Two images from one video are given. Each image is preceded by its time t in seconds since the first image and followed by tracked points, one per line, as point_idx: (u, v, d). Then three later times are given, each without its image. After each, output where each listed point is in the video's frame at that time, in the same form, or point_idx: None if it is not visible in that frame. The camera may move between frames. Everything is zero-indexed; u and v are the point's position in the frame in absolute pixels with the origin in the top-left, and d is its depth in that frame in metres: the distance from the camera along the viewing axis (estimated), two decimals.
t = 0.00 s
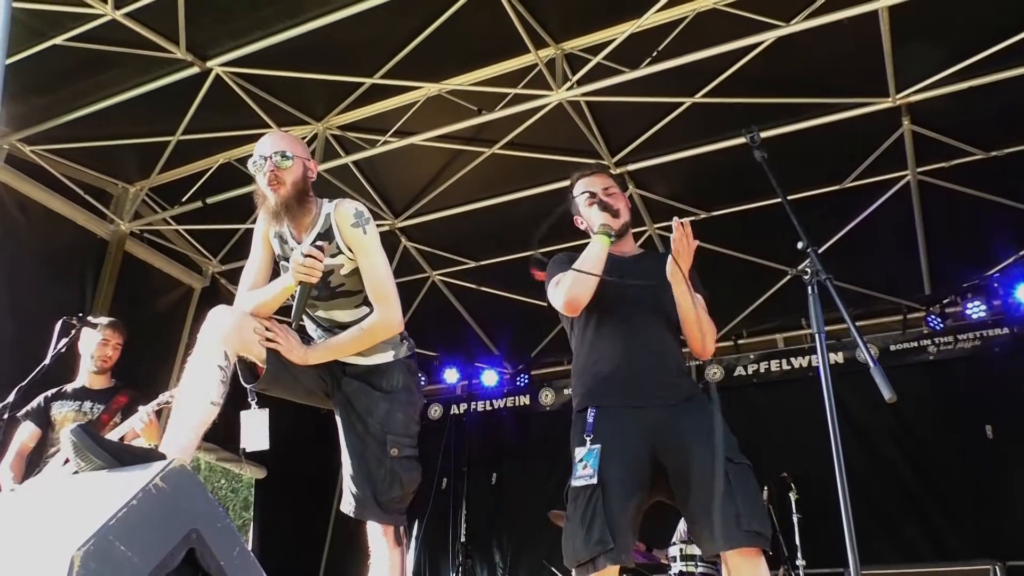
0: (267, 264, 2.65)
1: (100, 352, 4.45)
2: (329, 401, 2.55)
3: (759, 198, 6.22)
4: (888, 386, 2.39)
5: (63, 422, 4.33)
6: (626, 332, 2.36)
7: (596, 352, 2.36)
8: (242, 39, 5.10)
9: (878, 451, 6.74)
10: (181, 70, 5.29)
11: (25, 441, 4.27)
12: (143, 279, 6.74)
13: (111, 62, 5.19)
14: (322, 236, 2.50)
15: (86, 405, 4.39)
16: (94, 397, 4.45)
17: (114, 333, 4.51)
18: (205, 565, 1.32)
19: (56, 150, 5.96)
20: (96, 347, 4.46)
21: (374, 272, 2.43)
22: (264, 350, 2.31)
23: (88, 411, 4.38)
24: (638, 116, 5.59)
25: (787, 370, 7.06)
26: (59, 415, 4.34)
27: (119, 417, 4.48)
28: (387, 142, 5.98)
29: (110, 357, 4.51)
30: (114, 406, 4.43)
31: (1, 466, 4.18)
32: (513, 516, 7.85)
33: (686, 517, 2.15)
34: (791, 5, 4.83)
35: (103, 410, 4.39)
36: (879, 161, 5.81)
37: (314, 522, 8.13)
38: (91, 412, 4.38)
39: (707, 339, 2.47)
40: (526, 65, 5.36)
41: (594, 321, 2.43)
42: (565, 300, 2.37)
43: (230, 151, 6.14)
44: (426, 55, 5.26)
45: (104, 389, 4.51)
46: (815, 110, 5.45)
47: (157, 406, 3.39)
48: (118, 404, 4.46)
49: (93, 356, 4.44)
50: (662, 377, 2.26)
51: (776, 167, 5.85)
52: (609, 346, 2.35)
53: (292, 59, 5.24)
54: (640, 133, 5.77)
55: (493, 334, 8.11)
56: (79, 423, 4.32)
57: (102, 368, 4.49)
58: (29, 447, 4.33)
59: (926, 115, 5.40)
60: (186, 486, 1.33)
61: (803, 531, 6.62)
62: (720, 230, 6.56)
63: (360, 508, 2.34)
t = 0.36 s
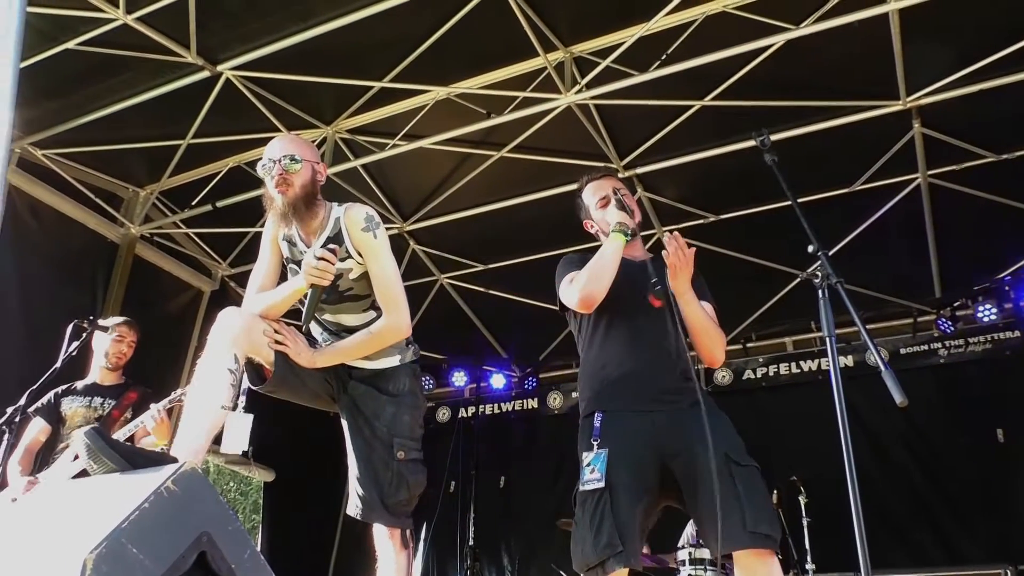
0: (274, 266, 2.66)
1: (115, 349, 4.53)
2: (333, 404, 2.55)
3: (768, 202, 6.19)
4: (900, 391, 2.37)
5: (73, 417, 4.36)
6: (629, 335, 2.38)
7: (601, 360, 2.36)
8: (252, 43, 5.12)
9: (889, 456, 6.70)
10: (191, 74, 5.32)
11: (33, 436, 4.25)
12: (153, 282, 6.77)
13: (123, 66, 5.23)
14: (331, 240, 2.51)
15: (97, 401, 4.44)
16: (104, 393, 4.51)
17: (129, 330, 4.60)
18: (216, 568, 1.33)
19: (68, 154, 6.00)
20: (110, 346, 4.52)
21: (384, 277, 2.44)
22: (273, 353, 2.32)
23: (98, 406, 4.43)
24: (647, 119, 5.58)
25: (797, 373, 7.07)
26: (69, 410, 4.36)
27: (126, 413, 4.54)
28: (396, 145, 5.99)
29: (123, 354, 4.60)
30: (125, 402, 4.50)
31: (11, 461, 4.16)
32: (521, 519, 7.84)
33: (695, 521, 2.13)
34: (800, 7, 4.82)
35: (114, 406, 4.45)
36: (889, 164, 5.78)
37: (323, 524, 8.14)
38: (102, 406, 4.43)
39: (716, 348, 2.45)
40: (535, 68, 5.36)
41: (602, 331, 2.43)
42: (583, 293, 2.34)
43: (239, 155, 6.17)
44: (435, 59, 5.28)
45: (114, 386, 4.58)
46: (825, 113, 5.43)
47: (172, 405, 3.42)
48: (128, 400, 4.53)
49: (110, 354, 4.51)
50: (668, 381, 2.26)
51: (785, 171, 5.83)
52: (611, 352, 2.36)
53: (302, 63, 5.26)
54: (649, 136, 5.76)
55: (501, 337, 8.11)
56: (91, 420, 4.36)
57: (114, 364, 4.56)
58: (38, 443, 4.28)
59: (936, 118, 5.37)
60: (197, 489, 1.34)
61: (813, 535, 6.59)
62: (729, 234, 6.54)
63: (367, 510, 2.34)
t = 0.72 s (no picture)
0: (273, 268, 2.66)
1: (115, 345, 4.54)
2: (331, 406, 2.55)
3: (767, 205, 6.20)
4: (899, 395, 2.37)
5: (71, 416, 4.35)
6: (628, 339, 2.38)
7: (599, 363, 2.37)
8: (251, 46, 5.12)
9: (887, 460, 6.70)
10: (191, 76, 5.32)
11: (34, 435, 4.20)
12: (151, 284, 6.77)
13: (122, 68, 5.23)
14: (331, 243, 2.51)
15: (97, 399, 4.43)
16: (104, 391, 4.50)
17: (128, 329, 4.63)
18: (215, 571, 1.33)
19: (68, 156, 6.01)
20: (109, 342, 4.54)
21: (384, 282, 2.45)
22: (273, 355, 2.32)
23: (98, 404, 4.41)
24: (646, 122, 5.59)
25: (794, 377, 7.14)
26: (69, 408, 4.36)
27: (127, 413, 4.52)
28: (395, 148, 5.99)
29: (123, 352, 4.60)
30: (125, 401, 4.48)
31: (11, 461, 4.13)
32: (520, 522, 7.84)
33: (693, 525, 2.14)
34: (799, 12, 4.84)
35: (113, 406, 4.44)
36: (887, 168, 5.79)
37: (321, 527, 8.13)
38: (101, 406, 4.42)
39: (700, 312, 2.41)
40: (534, 72, 5.37)
41: (602, 334, 2.43)
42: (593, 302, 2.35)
43: (239, 158, 6.17)
44: (435, 62, 5.28)
45: (115, 383, 4.57)
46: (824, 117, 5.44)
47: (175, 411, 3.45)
48: (128, 400, 4.51)
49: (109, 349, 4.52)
50: (666, 386, 2.27)
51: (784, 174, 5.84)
52: (611, 355, 2.36)
53: (301, 66, 5.26)
54: (648, 140, 5.77)
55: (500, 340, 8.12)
56: (89, 419, 4.35)
57: (115, 362, 4.57)
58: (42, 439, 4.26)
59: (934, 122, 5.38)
60: (196, 491, 1.34)
61: (812, 539, 6.58)
62: (728, 237, 6.55)
63: (366, 513, 2.33)
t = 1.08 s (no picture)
0: (269, 269, 2.66)
1: (116, 343, 4.52)
2: (326, 408, 2.54)
3: (763, 208, 6.21)
4: (894, 399, 2.38)
5: (71, 414, 4.32)
6: (624, 343, 2.38)
7: (595, 366, 2.36)
8: (248, 47, 5.12)
9: (882, 463, 6.72)
10: (187, 77, 5.31)
11: (37, 435, 4.24)
12: (147, 285, 6.76)
13: (119, 69, 5.22)
14: (327, 247, 2.51)
15: (95, 397, 4.40)
16: (103, 388, 4.47)
17: (129, 325, 4.59)
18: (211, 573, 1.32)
19: (65, 157, 5.99)
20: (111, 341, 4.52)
21: (379, 286, 2.44)
22: (267, 358, 2.32)
23: (97, 403, 4.38)
24: (643, 125, 5.59)
25: (790, 380, 7.15)
26: (67, 407, 4.32)
27: (126, 410, 4.49)
28: (392, 150, 5.99)
29: (123, 349, 4.57)
30: (124, 398, 4.45)
31: (13, 462, 4.15)
32: (516, 525, 7.83)
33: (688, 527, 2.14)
34: (797, 15, 4.85)
35: (112, 403, 4.41)
36: (883, 172, 5.80)
37: (317, 530, 8.11)
38: (100, 403, 4.39)
39: (693, 321, 2.43)
40: (531, 74, 5.37)
41: (599, 337, 2.42)
42: (587, 306, 2.34)
43: (235, 159, 6.17)
44: (433, 64, 5.28)
45: (116, 379, 4.55)
46: (822, 121, 5.43)
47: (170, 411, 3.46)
48: (127, 396, 4.47)
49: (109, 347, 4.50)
50: (661, 388, 2.27)
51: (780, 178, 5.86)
52: (607, 359, 2.36)
53: (298, 67, 5.26)
54: (645, 143, 5.77)
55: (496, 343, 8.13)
56: (88, 417, 4.33)
57: (116, 359, 4.56)
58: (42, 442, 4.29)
59: (931, 127, 5.40)
60: (192, 493, 1.33)
61: (808, 541, 6.59)
62: (723, 241, 6.56)
63: (362, 515, 2.32)
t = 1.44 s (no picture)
0: (262, 268, 2.67)
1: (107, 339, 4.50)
2: (318, 406, 2.56)
3: (757, 210, 6.23)
4: (886, 401, 2.38)
5: (64, 410, 4.32)
6: (617, 344, 2.38)
7: (588, 367, 2.37)
8: (244, 44, 5.11)
9: (874, 464, 6.74)
10: (183, 74, 5.30)
11: (28, 434, 4.26)
12: (141, 282, 6.75)
13: (115, 65, 5.21)
14: (318, 246, 2.51)
15: (87, 392, 4.39)
16: (95, 384, 4.47)
17: (119, 319, 4.59)
18: (202, 571, 1.33)
19: (59, 153, 5.98)
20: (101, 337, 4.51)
21: (369, 286, 2.43)
22: (259, 357, 2.32)
23: (88, 399, 4.37)
24: (639, 125, 5.60)
25: (783, 381, 7.16)
26: (58, 405, 4.33)
27: (119, 406, 4.44)
28: (387, 149, 5.99)
29: (114, 343, 4.56)
30: (115, 394, 4.40)
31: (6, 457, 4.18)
32: (509, 524, 7.84)
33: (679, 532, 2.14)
34: (793, 17, 4.87)
35: (103, 399, 4.37)
36: (878, 175, 5.82)
37: (310, 528, 8.11)
38: (91, 399, 4.37)
39: (686, 317, 2.43)
40: (528, 74, 5.38)
41: (591, 338, 2.43)
42: (580, 302, 2.36)
43: (230, 156, 6.16)
44: (429, 63, 5.28)
45: (106, 375, 4.53)
46: (818, 123, 5.45)
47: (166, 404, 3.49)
48: (119, 391, 4.43)
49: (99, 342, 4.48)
50: (654, 392, 2.27)
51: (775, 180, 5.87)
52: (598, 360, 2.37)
53: (294, 65, 5.25)
54: (640, 144, 5.78)
55: (491, 342, 8.13)
56: (80, 413, 4.31)
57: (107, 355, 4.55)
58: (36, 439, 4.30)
59: (925, 130, 5.42)
60: (184, 491, 1.33)
61: (799, 542, 6.61)
62: (718, 242, 6.58)
63: (354, 514, 2.32)
